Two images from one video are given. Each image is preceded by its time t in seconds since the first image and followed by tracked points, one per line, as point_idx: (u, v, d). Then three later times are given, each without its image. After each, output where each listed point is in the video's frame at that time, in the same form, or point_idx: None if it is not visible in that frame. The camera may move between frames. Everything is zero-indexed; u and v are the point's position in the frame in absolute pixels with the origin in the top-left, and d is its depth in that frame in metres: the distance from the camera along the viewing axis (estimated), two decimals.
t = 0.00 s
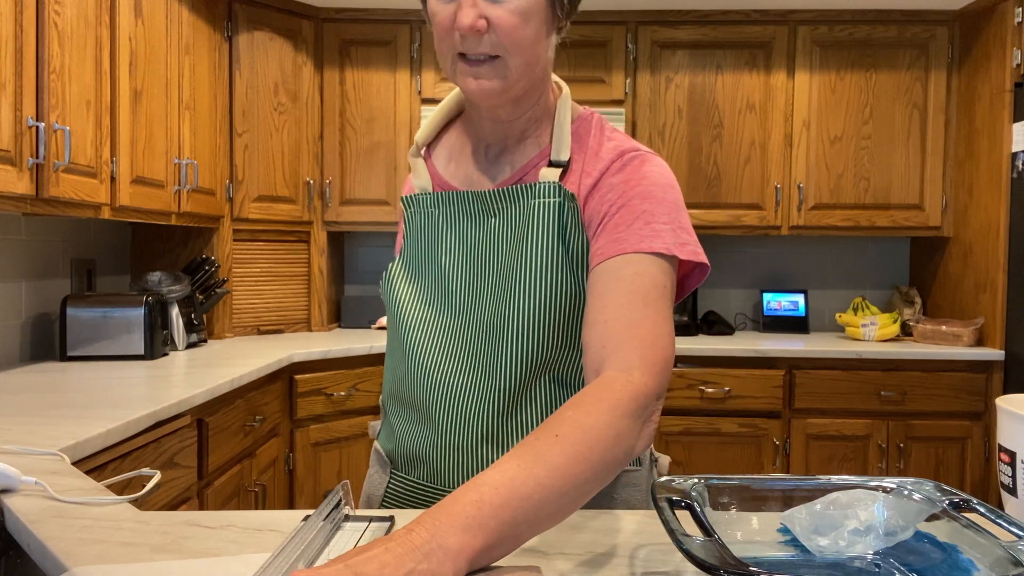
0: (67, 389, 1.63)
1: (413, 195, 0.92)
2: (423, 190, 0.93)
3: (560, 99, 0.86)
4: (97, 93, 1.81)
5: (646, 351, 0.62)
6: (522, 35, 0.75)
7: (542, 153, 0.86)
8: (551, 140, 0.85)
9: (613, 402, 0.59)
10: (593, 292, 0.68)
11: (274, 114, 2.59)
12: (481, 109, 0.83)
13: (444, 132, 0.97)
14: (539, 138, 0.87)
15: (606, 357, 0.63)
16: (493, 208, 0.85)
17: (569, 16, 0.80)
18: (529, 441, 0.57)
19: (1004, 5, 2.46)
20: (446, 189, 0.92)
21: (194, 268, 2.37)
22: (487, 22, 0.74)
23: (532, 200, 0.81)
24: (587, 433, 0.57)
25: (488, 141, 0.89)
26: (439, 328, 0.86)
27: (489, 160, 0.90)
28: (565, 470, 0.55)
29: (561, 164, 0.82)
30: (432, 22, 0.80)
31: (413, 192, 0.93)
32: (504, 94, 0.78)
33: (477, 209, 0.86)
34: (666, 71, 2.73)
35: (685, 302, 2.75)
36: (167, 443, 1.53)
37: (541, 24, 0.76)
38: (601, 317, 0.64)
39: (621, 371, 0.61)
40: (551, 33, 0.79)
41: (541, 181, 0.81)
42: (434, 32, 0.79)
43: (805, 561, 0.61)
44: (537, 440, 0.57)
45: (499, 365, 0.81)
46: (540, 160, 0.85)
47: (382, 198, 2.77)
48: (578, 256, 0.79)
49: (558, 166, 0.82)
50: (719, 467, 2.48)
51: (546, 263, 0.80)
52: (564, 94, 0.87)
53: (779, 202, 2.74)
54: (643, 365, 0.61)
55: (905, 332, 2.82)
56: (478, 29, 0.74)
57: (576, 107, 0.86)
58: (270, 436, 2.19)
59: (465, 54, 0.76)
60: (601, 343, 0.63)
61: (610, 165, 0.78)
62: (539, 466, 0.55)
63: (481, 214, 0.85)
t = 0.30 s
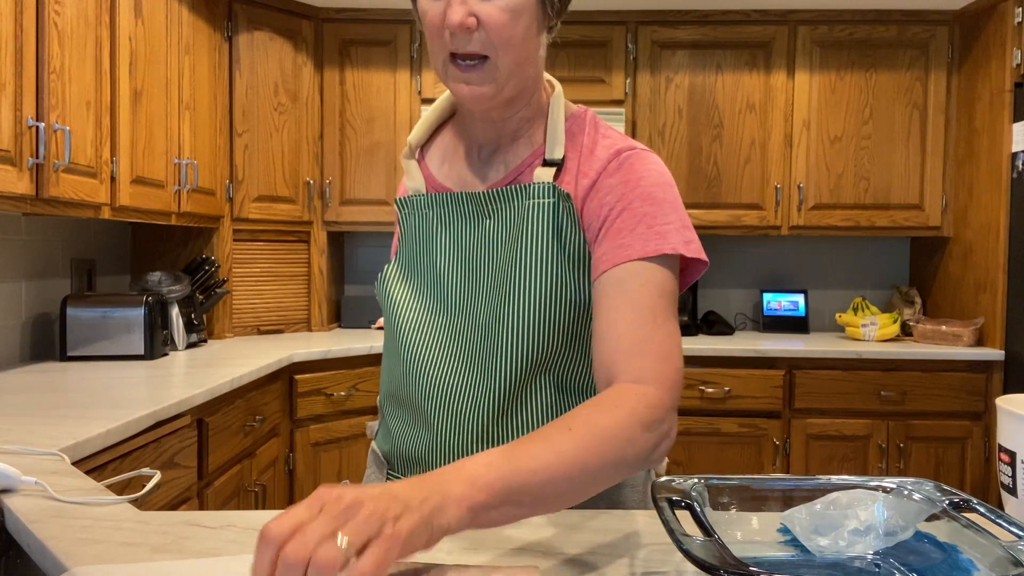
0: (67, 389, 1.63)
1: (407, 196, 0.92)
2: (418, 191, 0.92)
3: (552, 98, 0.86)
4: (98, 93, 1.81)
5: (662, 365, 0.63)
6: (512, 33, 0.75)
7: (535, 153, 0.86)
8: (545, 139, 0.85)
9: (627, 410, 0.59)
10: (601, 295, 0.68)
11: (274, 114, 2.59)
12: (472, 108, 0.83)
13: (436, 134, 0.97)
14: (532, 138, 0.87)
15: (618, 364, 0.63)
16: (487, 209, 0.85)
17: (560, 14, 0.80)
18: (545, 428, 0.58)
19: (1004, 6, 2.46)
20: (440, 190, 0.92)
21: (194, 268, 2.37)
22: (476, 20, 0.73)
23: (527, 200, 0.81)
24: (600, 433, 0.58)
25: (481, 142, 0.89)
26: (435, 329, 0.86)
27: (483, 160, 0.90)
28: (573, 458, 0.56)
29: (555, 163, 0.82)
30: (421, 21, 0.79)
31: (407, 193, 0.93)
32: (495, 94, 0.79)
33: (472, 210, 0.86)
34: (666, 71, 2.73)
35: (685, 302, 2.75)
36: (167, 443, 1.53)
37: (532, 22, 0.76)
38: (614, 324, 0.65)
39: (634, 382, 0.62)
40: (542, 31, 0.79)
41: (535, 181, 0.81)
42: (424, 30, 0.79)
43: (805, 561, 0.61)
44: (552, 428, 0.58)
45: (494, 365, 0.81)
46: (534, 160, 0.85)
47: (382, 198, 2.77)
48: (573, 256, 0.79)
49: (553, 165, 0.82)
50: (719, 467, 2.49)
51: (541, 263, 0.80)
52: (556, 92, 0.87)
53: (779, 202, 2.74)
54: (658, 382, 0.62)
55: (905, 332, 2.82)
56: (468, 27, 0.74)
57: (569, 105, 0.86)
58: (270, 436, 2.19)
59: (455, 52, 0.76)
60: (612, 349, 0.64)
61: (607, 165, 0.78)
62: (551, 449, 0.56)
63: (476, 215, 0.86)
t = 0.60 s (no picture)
0: (67, 389, 1.63)
1: (403, 197, 0.91)
2: (412, 193, 0.92)
3: (547, 97, 0.86)
4: (98, 93, 1.81)
5: (658, 377, 0.66)
6: (504, 31, 0.75)
7: (530, 152, 0.86)
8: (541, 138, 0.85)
9: (624, 422, 0.63)
10: (601, 302, 0.71)
11: (274, 114, 2.59)
12: (466, 107, 0.83)
13: (431, 135, 0.97)
14: (527, 138, 0.87)
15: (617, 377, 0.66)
16: (485, 209, 0.84)
17: (551, 13, 0.80)
18: (543, 444, 0.63)
19: (1004, 6, 2.47)
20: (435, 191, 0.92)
21: (194, 268, 2.37)
22: (469, 18, 0.74)
23: (523, 200, 0.81)
24: (595, 447, 0.62)
25: (476, 142, 0.89)
26: (433, 331, 0.86)
27: (477, 161, 0.90)
28: (567, 473, 0.61)
29: (552, 162, 0.82)
30: (413, 20, 0.79)
31: (402, 195, 0.93)
32: (489, 92, 0.78)
33: (469, 210, 0.85)
34: (666, 71, 2.73)
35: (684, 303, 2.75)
36: (167, 443, 1.53)
37: (524, 20, 0.76)
38: (613, 335, 0.67)
39: (633, 395, 0.65)
40: (534, 30, 0.79)
41: (533, 181, 0.81)
42: (416, 29, 0.79)
43: (805, 562, 0.61)
44: (550, 443, 0.63)
45: (494, 366, 0.81)
46: (530, 159, 0.85)
47: (382, 198, 2.77)
48: (571, 256, 0.79)
49: (551, 164, 0.82)
50: (719, 467, 2.49)
51: (539, 263, 0.80)
52: (550, 92, 0.87)
53: (779, 202, 2.74)
54: (657, 393, 0.65)
55: (905, 332, 2.82)
56: (461, 24, 0.74)
57: (563, 103, 0.86)
58: (270, 436, 2.19)
59: (447, 50, 0.76)
60: (609, 363, 0.67)
61: (604, 166, 0.78)
62: (546, 465, 0.61)
63: (473, 216, 0.85)
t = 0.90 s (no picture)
0: (67, 389, 1.63)
1: (401, 198, 0.91)
2: (410, 194, 0.92)
3: (544, 96, 0.86)
4: (98, 93, 1.81)
5: (648, 386, 0.66)
6: (500, 31, 0.75)
7: (528, 152, 0.86)
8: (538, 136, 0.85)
9: (615, 432, 0.63)
10: (594, 308, 0.71)
11: (274, 114, 2.59)
12: (463, 107, 0.83)
13: (428, 136, 0.97)
14: (524, 137, 0.87)
15: (607, 386, 0.67)
16: (482, 210, 0.84)
17: (546, 12, 0.81)
18: (535, 452, 0.63)
19: (1004, 5, 2.47)
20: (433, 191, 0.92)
21: (194, 268, 2.37)
22: (465, 18, 0.74)
23: (521, 201, 0.81)
24: (586, 457, 0.62)
25: (473, 141, 0.89)
26: (432, 332, 0.86)
27: (476, 161, 0.90)
28: (558, 483, 0.61)
29: (548, 161, 0.82)
30: (409, 21, 0.79)
31: (400, 196, 0.93)
32: (485, 91, 0.78)
33: (467, 211, 0.85)
34: (666, 71, 2.73)
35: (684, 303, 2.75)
36: (167, 443, 1.53)
37: (519, 20, 0.76)
38: (604, 341, 0.68)
39: (622, 405, 0.65)
40: (530, 30, 0.79)
41: (530, 182, 0.81)
42: (413, 29, 0.79)
43: (805, 562, 0.61)
44: (542, 453, 0.62)
45: (492, 368, 0.81)
46: (529, 159, 0.85)
47: (382, 198, 2.77)
48: (569, 256, 0.79)
49: (548, 164, 0.82)
50: (719, 467, 2.49)
51: (537, 264, 0.80)
52: (547, 90, 0.87)
53: (779, 202, 2.74)
54: (645, 402, 0.66)
55: (905, 332, 2.82)
56: (456, 24, 0.74)
57: (560, 102, 0.86)
58: (270, 436, 2.19)
59: (443, 51, 0.76)
60: (600, 372, 0.68)
61: (600, 167, 0.78)
62: (538, 475, 0.61)
63: (471, 216, 0.85)
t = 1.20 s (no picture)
0: (67, 389, 1.63)
1: (400, 199, 0.91)
2: (409, 194, 0.92)
3: (543, 95, 0.86)
4: (98, 93, 1.81)
5: (645, 383, 0.66)
6: (499, 32, 0.75)
7: (527, 151, 0.86)
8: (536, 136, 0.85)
9: (612, 428, 0.63)
10: (592, 303, 0.71)
11: (274, 114, 2.59)
12: (462, 107, 0.83)
13: (427, 136, 0.97)
14: (523, 137, 0.87)
15: (605, 382, 0.67)
16: (481, 210, 0.84)
17: (545, 12, 0.81)
18: (533, 447, 0.63)
19: (1004, 5, 2.46)
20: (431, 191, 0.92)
21: (194, 268, 2.37)
22: (463, 19, 0.73)
23: (520, 200, 0.81)
24: (583, 451, 0.62)
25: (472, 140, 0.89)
26: (431, 332, 0.86)
27: (474, 160, 0.90)
28: (554, 479, 0.61)
29: (547, 160, 0.82)
30: (409, 21, 0.79)
31: (398, 196, 0.93)
32: (484, 93, 0.79)
33: (465, 211, 0.85)
34: (666, 71, 2.73)
35: (684, 303, 2.75)
36: (167, 443, 1.53)
37: (518, 21, 0.76)
38: (602, 338, 0.68)
39: (619, 402, 0.65)
40: (529, 30, 0.79)
41: (529, 182, 0.81)
42: (412, 31, 0.78)
43: (805, 561, 0.61)
44: (540, 449, 0.62)
45: (491, 368, 0.81)
46: (527, 158, 0.85)
47: (382, 197, 2.77)
48: (568, 256, 0.79)
49: (547, 163, 0.82)
50: (719, 467, 2.49)
51: (535, 265, 0.80)
52: (546, 89, 0.87)
53: (779, 202, 2.74)
54: (642, 399, 0.66)
55: (905, 332, 2.82)
56: (455, 26, 0.73)
57: (558, 101, 0.87)
58: (270, 436, 2.19)
59: (443, 53, 0.76)
60: (598, 370, 0.68)
61: (599, 164, 0.78)
62: (535, 469, 0.61)
63: (469, 217, 0.85)
